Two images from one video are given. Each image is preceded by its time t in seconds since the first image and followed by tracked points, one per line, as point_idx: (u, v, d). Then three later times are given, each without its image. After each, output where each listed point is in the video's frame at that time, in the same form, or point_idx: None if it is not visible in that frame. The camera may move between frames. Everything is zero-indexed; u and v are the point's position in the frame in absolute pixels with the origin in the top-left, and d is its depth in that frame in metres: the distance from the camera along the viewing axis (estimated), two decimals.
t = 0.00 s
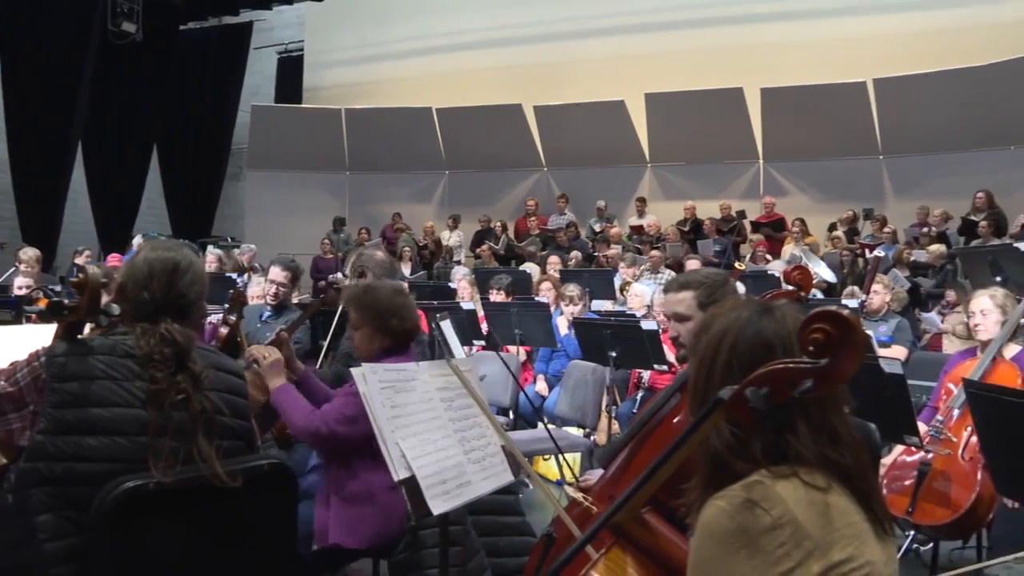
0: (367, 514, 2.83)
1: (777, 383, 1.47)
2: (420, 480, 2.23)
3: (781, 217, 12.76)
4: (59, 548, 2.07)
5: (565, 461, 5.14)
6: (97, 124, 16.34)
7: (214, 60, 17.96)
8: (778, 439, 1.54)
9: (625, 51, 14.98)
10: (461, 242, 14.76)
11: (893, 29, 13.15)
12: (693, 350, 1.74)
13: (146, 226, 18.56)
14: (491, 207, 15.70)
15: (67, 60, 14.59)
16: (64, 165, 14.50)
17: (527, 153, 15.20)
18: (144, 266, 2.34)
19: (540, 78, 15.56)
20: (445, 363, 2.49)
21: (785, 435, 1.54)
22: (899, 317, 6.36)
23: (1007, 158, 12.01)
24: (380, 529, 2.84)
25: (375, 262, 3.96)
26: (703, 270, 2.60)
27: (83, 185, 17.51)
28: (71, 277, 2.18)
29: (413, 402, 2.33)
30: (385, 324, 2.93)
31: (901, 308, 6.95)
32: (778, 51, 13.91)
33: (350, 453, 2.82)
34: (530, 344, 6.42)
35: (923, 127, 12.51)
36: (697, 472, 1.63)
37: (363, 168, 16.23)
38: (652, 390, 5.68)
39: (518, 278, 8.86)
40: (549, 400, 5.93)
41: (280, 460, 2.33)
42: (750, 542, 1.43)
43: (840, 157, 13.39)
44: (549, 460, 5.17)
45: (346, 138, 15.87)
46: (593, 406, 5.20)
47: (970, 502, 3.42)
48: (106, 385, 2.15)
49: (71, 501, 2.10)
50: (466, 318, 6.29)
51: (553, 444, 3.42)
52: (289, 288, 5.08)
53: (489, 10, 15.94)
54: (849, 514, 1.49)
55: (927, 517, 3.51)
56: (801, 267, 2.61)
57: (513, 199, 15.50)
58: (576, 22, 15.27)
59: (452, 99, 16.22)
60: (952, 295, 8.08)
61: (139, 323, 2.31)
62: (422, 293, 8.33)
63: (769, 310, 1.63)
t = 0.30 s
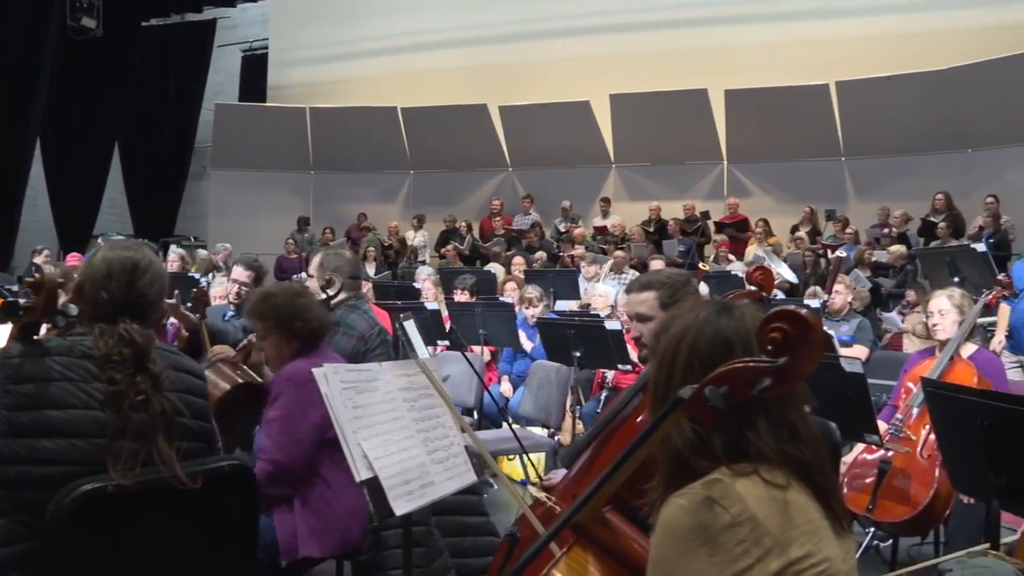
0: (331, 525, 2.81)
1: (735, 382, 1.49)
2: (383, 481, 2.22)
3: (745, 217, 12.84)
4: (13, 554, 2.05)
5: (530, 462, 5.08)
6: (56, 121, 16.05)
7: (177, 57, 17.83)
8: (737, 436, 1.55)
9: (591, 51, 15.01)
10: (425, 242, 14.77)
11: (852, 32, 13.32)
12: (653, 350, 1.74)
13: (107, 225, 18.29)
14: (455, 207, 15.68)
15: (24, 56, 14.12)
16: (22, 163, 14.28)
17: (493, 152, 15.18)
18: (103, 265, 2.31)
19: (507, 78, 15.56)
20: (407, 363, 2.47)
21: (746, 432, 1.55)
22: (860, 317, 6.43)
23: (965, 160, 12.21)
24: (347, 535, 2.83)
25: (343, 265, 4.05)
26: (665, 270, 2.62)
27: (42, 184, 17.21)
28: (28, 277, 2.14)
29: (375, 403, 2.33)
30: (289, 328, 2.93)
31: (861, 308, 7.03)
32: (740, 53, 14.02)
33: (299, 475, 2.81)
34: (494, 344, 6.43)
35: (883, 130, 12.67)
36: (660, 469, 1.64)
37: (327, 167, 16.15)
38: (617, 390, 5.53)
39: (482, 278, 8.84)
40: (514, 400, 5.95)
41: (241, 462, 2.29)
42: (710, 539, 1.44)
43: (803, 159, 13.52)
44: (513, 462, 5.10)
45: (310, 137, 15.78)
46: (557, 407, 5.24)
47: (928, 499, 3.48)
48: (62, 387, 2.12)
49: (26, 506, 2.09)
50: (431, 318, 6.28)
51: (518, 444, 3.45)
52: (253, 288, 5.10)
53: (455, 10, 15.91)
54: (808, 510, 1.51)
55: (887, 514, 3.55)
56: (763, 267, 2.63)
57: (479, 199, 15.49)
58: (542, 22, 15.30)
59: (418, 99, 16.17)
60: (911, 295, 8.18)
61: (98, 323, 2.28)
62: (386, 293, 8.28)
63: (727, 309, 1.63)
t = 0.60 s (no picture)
0: (261, 514, 2.85)
1: (697, 382, 1.49)
2: (346, 482, 2.21)
3: (710, 218, 12.94)
4: None
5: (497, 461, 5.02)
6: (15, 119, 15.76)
7: (141, 54, 17.60)
8: (700, 435, 1.56)
9: (559, 52, 15.03)
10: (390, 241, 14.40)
11: (815, 35, 13.46)
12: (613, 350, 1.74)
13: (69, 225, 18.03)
14: (421, 207, 15.66)
15: None
16: None
17: (460, 152, 15.15)
18: (61, 265, 2.28)
19: (475, 78, 15.53)
20: (369, 364, 2.46)
21: (709, 430, 1.56)
22: (824, 317, 6.49)
23: (925, 162, 12.40)
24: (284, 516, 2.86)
25: (309, 263, 4.00)
26: (629, 270, 2.63)
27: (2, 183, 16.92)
28: None
29: (339, 403, 2.32)
30: (163, 337, 2.78)
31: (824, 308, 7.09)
32: (704, 55, 14.13)
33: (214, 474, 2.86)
34: (460, 345, 6.41)
35: (847, 132, 12.81)
36: (622, 470, 1.64)
37: (293, 167, 16.03)
38: (582, 389, 5.66)
39: (447, 277, 8.82)
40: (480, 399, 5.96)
41: (204, 464, 2.26)
42: (672, 539, 1.44)
43: (767, 160, 13.63)
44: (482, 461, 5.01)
45: (276, 136, 15.61)
46: (523, 407, 5.25)
47: (889, 496, 3.52)
48: (19, 389, 2.10)
49: None
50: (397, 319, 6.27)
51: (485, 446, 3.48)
52: (213, 284, 5.11)
53: (422, 9, 15.87)
54: (770, 509, 1.52)
55: (849, 512, 3.58)
56: (726, 267, 2.64)
57: (446, 199, 15.47)
58: (510, 22, 15.30)
59: (387, 98, 16.09)
60: (874, 296, 8.28)
61: (55, 324, 2.25)
62: (351, 293, 8.24)
63: (686, 309, 1.64)
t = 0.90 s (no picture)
0: (220, 508, 2.85)
1: (663, 384, 1.50)
2: (309, 482, 2.20)
3: (676, 219, 13.02)
4: None
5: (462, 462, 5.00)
6: None
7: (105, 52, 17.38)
8: (664, 435, 1.57)
9: (526, 53, 15.05)
10: (357, 241, 14.59)
11: (779, 38, 13.57)
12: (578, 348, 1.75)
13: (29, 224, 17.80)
14: (388, 207, 15.63)
15: None
16: None
17: (426, 152, 15.12)
18: (17, 265, 2.25)
19: (443, 78, 15.50)
20: (334, 364, 2.46)
21: (673, 431, 1.57)
22: (789, 317, 6.56)
23: (888, 164, 12.55)
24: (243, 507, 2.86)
25: (274, 261, 3.97)
26: (594, 270, 2.64)
27: None
28: None
29: (303, 404, 2.30)
30: (100, 344, 2.74)
31: (789, 308, 7.15)
32: (670, 57, 14.23)
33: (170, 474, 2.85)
34: (426, 345, 6.39)
35: (811, 135, 12.92)
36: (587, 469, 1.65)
37: (259, 167, 15.94)
38: (547, 389, 5.73)
39: (413, 277, 8.81)
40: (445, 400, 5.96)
41: (167, 465, 2.15)
42: (634, 541, 1.44)
43: (733, 161, 13.74)
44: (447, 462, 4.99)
45: (241, 135, 15.49)
46: (489, 406, 5.28)
47: (851, 494, 3.56)
48: None
49: None
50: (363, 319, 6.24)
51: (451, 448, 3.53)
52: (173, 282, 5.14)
53: (391, 8, 15.82)
54: (731, 509, 1.54)
55: (812, 509, 3.62)
56: (691, 267, 2.66)
57: (412, 200, 15.44)
58: (478, 23, 15.31)
59: (355, 97, 16.01)
60: (838, 296, 8.38)
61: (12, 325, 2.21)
62: (315, 293, 8.19)
63: (651, 307, 1.65)
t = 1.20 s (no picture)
0: (193, 519, 2.86)
1: (629, 386, 1.51)
2: (273, 485, 2.19)
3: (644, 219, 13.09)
4: None
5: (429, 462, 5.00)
6: None
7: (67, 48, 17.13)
8: (632, 436, 1.57)
9: (493, 53, 15.07)
10: (323, 242, 14.56)
11: (743, 40, 13.68)
12: (548, 344, 1.74)
13: None
14: (355, 207, 15.56)
15: None
16: None
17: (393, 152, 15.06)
18: None
19: (411, 77, 15.47)
20: (300, 364, 2.44)
21: (641, 430, 1.58)
22: (754, 317, 6.61)
23: (852, 166, 12.68)
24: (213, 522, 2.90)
25: (235, 261, 3.93)
26: (559, 270, 2.64)
27: None
28: None
29: (267, 405, 2.29)
30: (98, 337, 2.74)
31: (754, 308, 7.21)
32: (636, 59, 14.31)
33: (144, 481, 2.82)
34: (393, 345, 6.37)
35: (776, 137, 13.02)
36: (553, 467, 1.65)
37: (225, 165, 15.83)
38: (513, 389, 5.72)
39: (379, 278, 8.78)
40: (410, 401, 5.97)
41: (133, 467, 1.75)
42: (599, 542, 1.44)
43: (699, 162, 13.83)
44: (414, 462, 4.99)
45: (207, 133, 15.37)
46: (455, 407, 5.33)
47: (815, 493, 3.60)
48: None
49: None
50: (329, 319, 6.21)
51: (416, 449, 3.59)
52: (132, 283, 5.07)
53: (357, 7, 15.76)
54: (692, 511, 1.55)
55: (776, 508, 3.66)
56: (655, 267, 2.68)
57: (378, 200, 15.39)
58: (444, 22, 15.31)
59: (322, 96, 15.93)
60: (801, 296, 8.45)
61: None
62: (280, 293, 8.11)
63: (624, 305, 1.64)
